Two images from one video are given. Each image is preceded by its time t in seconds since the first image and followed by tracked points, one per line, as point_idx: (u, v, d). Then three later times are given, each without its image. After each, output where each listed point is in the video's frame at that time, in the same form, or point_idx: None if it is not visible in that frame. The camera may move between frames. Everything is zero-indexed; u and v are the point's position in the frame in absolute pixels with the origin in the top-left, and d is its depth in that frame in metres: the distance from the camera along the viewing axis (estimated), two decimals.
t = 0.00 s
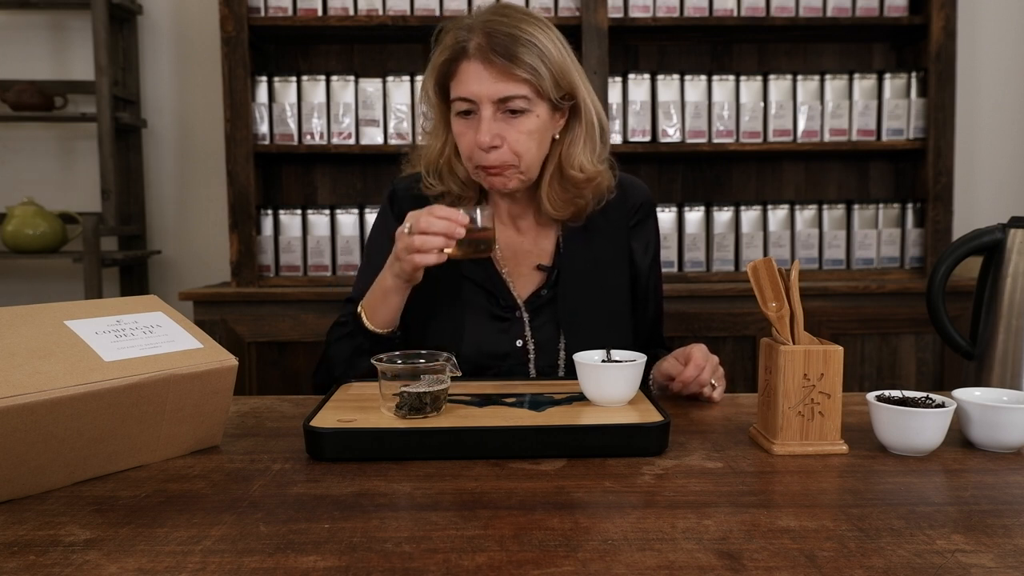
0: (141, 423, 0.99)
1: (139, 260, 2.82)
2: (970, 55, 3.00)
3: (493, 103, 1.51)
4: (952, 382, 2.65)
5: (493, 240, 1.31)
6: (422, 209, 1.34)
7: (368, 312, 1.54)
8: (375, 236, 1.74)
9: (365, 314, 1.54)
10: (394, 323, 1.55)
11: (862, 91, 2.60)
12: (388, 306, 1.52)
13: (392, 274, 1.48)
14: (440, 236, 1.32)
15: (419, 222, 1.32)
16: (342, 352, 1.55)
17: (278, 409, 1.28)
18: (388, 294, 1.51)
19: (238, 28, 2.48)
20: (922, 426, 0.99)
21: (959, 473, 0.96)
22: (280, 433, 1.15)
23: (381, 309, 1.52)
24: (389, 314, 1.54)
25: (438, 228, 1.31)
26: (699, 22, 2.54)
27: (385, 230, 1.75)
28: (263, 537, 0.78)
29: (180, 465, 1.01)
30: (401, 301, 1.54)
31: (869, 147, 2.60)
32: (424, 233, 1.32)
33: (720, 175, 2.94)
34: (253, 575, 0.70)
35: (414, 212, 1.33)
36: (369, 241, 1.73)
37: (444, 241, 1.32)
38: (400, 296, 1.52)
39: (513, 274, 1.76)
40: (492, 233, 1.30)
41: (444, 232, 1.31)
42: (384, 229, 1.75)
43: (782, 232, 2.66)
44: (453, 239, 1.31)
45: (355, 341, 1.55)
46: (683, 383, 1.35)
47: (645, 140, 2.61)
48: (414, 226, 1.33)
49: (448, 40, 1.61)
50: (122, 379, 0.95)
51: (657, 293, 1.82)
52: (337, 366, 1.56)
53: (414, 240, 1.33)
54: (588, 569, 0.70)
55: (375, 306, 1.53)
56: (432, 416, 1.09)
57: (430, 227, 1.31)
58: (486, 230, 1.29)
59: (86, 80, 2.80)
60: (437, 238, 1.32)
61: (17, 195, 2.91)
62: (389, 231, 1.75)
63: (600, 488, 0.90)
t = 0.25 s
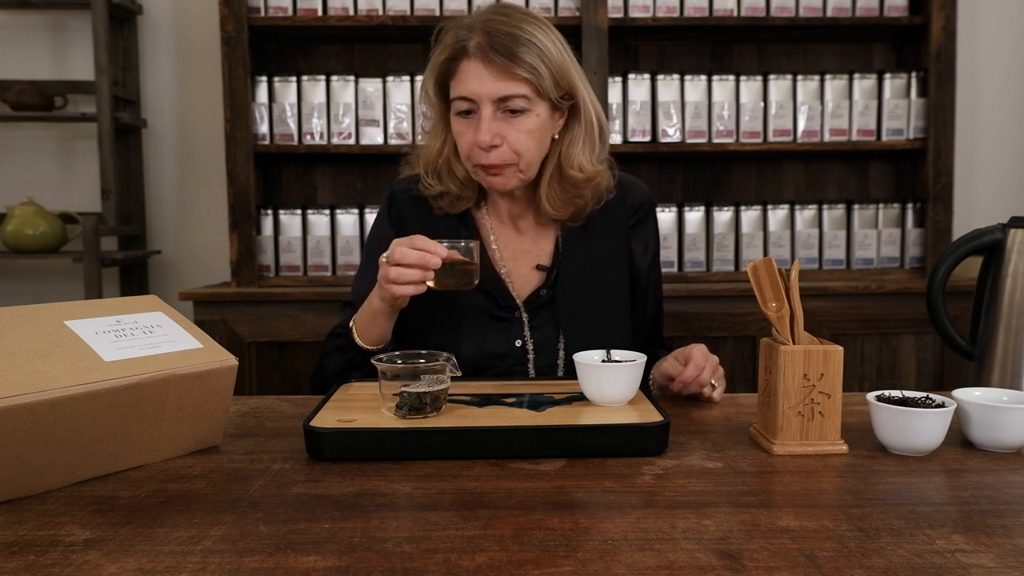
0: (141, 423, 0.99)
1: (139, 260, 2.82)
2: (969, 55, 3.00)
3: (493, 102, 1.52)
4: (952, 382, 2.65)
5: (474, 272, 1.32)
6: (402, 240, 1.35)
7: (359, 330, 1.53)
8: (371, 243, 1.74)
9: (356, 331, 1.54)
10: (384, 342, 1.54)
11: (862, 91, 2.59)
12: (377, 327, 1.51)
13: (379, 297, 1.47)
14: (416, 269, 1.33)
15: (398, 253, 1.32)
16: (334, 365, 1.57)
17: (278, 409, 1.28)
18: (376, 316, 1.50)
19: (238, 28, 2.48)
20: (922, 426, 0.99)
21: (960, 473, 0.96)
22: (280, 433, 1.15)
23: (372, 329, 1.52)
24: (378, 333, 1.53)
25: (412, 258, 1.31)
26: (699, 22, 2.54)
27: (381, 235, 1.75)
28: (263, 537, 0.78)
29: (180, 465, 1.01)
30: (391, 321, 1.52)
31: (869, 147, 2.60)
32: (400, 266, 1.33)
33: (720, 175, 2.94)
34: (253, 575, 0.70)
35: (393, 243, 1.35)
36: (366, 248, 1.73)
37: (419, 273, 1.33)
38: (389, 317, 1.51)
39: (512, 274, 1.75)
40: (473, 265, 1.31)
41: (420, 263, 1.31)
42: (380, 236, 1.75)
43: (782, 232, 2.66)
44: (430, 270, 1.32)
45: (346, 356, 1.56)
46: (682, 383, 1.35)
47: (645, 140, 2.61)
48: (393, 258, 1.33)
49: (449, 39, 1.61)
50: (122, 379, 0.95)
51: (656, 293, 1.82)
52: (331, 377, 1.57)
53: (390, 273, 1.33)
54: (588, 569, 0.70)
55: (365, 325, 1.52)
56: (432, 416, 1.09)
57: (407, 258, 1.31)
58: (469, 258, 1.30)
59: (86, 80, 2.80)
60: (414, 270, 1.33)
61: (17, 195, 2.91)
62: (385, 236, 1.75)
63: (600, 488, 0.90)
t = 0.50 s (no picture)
0: (141, 423, 0.99)
1: (139, 260, 2.82)
2: (969, 55, 3.00)
3: (492, 99, 1.52)
4: (952, 382, 2.65)
5: (468, 276, 1.31)
6: (398, 244, 1.36)
7: (357, 334, 1.54)
8: (369, 246, 1.74)
9: (353, 335, 1.54)
10: (382, 345, 1.55)
11: (862, 91, 2.59)
12: (374, 330, 1.52)
13: (376, 302, 1.47)
14: (410, 273, 1.33)
15: (391, 258, 1.32)
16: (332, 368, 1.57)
17: (278, 409, 1.28)
18: (373, 320, 1.50)
19: (238, 28, 2.48)
20: (922, 426, 0.99)
21: (960, 473, 0.96)
22: (280, 433, 1.15)
23: (369, 333, 1.52)
24: (376, 337, 1.53)
25: (406, 261, 1.31)
26: (699, 22, 2.54)
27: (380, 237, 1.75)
28: (263, 537, 0.78)
29: (180, 465, 1.01)
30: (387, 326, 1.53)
31: (869, 147, 2.60)
32: (393, 269, 1.33)
33: (721, 175, 2.94)
34: (253, 575, 0.70)
35: (388, 247, 1.35)
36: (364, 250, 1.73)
37: (412, 278, 1.32)
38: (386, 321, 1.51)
39: (512, 275, 1.75)
40: (468, 269, 1.31)
41: (412, 266, 1.31)
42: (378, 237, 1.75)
43: (782, 232, 2.66)
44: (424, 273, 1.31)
45: (344, 359, 1.56)
46: (682, 383, 1.35)
47: (645, 140, 2.61)
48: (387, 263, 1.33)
49: (448, 36, 1.61)
50: (122, 379, 0.95)
51: (656, 292, 1.82)
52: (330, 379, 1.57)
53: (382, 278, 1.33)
54: (588, 569, 0.70)
55: (363, 329, 1.53)
56: (432, 416, 1.09)
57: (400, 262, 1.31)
58: (464, 263, 1.30)
59: (86, 80, 2.80)
60: (407, 274, 1.33)
61: (17, 195, 2.91)
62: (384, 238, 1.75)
63: (600, 488, 0.90)
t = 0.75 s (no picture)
0: (141, 422, 0.99)
1: (139, 260, 2.82)
2: (970, 55, 3.00)
3: (493, 93, 1.52)
4: (952, 382, 2.65)
5: (469, 278, 1.31)
6: (398, 247, 1.36)
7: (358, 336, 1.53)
8: (369, 247, 1.74)
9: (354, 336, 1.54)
10: (382, 348, 1.54)
11: (862, 91, 2.59)
12: (374, 332, 1.51)
13: (376, 303, 1.47)
14: (410, 274, 1.33)
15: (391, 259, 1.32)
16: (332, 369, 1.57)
17: (278, 409, 1.28)
18: (373, 322, 1.50)
19: (239, 28, 2.48)
20: (922, 426, 0.99)
21: (960, 473, 0.96)
22: (281, 433, 1.15)
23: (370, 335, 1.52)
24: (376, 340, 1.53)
25: (406, 262, 1.31)
26: (699, 22, 2.54)
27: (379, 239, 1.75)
28: (263, 537, 0.78)
29: (180, 465, 1.01)
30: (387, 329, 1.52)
31: (869, 147, 2.60)
32: (394, 271, 1.33)
33: (721, 175, 2.94)
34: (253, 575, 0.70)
35: (389, 248, 1.35)
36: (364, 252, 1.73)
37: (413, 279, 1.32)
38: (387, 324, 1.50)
39: (512, 274, 1.75)
40: (469, 271, 1.31)
41: (412, 268, 1.31)
42: (377, 239, 1.76)
43: (782, 232, 2.66)
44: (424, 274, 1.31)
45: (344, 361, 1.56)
46: (683, 383, 1.35)
47: (645, 140, 2.61)
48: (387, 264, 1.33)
49: (448, 33, 1.62)
50: (123, 379, 0.95)
51: (655, 292, 1.82)
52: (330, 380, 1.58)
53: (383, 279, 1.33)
54: (588, 569, 0.70)
55: (363, 331, 1.52)
56: (432, 416, 1.09)
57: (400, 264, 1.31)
58: (465, 266, 1.30)
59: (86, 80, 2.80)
60: (407, 276, 1.33)
61: (17, 195, 2.91)
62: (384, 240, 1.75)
63: (600, 488, 0.90)
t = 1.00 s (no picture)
0: (141, 422, 0.99)
1: (139, 260, 2.82)
2: (970, 54, 3.00)
3: (493, 87, 1.53)
4: (952, 382, 2.65)
5: (472, 276, 1.31)
6: (403, 245, 1.36)
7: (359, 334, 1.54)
8: (369, 247, 1.74)
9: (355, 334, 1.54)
10: (383, 347, 1.55)
11: (862, 91, 2.60)
12: (376, 331, 1.52)
13: (378, 302, 1.47)
14: (414, 272, 1.33)
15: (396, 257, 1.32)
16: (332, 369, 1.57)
17: (278, 409, 1.28)
18: (374, 321, 1.50)
19: (239, 28, 2.48)
20: (922, 426, 0.99)
21: (960, 473, 0.96)
22: (281, 434, 1.15)
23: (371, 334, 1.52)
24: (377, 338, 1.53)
25: (411, 259, 1.31)
26: (699, 22, 2.54)
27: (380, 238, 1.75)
28: (263, 537, 0.78)
29: (180, 465, 1.01)
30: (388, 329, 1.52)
31: (869, 147, 2.60)
32: (397, 270, 1.33)
33: (721, 176, 2.94)
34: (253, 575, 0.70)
35: (393, 246, 1.35)
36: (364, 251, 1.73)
37: (417, 277, 1.33)
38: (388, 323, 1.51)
39: (512, 274, 1.75)
40: (471, 269, 1.30)
41: (417, 265, 1.32)
42: (377, 238, 1.76)
43: (782, 232, 2.66)
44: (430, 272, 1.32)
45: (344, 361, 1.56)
46: (683, 383, 1.35)
47: (645, 140, 2.61)
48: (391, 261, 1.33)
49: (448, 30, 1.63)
50: (123, 379, 0.95)
51: (655, 292, 1.82)
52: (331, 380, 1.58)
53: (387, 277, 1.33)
54: (588, 569, 0.70)
55: (365, 329, 1.53)
56: (432, 416, 1.09)
57: (405, 261, 1.31)
58: (468, 264, 1.29)
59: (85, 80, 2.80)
60: (411, 274, 1.33)
61: (17, 195, 2.91)
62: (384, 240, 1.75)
63: (600, 488, 0.90)
